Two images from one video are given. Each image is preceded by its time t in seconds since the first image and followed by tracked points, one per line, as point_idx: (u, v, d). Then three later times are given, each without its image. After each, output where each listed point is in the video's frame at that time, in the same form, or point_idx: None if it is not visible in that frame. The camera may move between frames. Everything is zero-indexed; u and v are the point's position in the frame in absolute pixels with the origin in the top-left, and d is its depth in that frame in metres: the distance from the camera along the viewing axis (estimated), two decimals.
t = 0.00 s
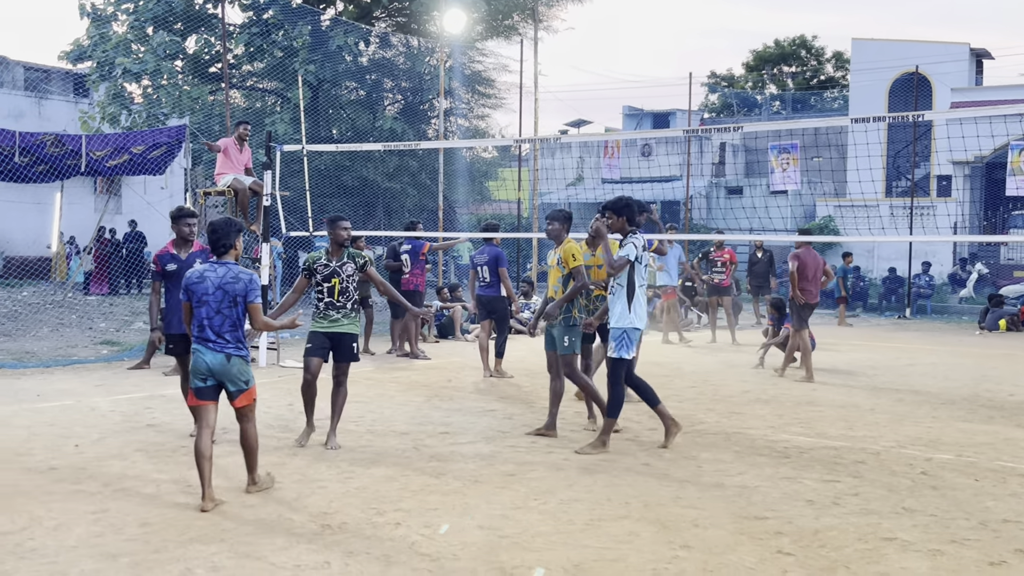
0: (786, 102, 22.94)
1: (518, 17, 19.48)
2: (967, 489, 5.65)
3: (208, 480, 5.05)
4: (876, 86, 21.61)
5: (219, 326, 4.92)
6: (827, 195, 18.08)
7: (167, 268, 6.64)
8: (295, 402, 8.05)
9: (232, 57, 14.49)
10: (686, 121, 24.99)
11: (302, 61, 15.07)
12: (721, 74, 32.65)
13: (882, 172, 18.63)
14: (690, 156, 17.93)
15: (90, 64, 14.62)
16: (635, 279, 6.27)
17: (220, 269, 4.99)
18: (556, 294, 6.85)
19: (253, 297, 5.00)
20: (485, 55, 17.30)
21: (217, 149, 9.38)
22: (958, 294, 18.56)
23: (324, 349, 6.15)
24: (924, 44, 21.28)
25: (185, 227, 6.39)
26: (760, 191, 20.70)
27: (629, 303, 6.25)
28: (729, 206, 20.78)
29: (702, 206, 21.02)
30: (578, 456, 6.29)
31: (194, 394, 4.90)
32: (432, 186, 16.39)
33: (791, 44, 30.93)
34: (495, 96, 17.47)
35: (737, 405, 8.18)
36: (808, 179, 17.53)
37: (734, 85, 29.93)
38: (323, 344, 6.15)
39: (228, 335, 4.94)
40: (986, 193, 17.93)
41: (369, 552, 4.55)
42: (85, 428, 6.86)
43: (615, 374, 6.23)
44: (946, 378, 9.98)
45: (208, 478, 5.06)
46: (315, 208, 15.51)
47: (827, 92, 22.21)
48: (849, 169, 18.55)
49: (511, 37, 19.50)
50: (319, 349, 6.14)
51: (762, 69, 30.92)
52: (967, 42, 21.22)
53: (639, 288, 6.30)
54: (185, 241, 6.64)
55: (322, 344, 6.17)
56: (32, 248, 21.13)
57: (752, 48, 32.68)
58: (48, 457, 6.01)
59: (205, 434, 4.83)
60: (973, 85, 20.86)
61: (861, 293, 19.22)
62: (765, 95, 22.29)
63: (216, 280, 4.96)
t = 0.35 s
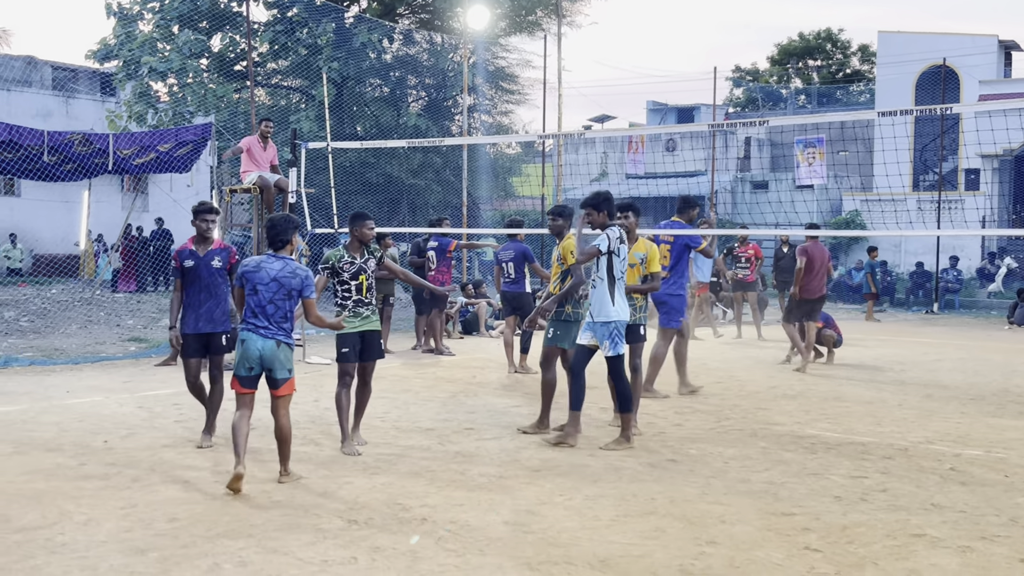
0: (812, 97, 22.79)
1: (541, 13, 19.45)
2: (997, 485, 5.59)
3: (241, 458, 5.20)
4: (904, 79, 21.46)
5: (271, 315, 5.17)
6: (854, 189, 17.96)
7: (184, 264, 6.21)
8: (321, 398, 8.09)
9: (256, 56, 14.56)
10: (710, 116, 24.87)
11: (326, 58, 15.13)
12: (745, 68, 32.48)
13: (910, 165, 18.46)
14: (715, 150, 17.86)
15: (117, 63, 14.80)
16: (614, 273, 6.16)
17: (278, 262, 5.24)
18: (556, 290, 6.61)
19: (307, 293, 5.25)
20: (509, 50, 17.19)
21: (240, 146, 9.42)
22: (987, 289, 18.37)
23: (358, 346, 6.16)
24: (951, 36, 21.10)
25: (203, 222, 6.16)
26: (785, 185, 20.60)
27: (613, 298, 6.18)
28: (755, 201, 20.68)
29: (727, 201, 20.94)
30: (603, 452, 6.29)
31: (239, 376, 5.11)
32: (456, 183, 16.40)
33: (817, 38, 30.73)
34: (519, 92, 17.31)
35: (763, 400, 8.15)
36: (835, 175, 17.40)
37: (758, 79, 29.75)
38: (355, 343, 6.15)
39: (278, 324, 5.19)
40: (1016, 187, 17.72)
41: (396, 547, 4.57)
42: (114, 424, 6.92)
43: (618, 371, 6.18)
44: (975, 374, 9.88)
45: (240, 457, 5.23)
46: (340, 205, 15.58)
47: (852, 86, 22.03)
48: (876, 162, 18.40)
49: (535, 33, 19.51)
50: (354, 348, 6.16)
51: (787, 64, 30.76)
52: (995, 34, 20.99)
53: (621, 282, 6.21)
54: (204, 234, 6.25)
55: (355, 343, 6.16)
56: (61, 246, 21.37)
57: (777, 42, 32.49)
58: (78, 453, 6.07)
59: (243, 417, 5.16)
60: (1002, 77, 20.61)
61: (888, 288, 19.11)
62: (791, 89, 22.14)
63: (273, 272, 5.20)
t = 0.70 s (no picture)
0: (834, 91, 22.66)
1: (562, 9, 19.51)
2: None
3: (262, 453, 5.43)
4: (926, 74, 21.52)
5: (296, 308, 5.21)
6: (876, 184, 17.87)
7: (193, 266, 5.74)
8: (343, 394, 8.12)
9: (278, 53, 14.77)
10: (731, 111, 24.82)
11: (347, 55, 15.25)
12: (766, 63, 32.34)
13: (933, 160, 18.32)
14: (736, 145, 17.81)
15: (139, 62, 14.98)
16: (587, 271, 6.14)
17: (303, 256, 5.29)
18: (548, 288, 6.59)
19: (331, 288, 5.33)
20: (530, 46, 17.28)
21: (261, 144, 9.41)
22: (1012, 284, 18.22)
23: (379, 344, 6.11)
24: (975, 30, 20.95)
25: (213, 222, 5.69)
26: (808, 180, 20.57)
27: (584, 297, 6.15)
28: (777, 196, 20.60)
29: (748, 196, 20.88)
30: (625, 448, 6.27)
31: (260, 367, 5.12)
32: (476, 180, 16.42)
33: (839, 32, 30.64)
34: (539, 88, 17.39)
35: (786, 397, 8.12)
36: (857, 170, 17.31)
37: (778, 74, 29.60)
38: (376, 342, 6.10)
39: (301, 317, 5.24)
40: None
41: (418, 544, 4.56)
42: (139, 419, 6.96)
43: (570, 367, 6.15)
44: (1000, 369, 9.79)
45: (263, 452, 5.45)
46: (362, 202, 15.69)
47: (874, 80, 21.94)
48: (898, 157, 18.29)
49: (555, 29, 19.56)
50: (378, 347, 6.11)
51: (809, 58, 30.68)
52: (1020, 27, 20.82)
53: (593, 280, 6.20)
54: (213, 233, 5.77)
55: (377, 342, 6.12)
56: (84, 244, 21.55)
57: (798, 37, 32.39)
58: (102, 449, 6.11)
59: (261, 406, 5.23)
60: None
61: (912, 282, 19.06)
62: (812, 84, 22.07)
63: (299, 266, 5.24)
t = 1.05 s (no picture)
0: (857, 87, 22.51)
1: (582, 5, 19.52)
2: None
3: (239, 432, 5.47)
4: (950, 68, 21.28)
5: (293, 308, 5.25)
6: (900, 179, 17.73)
7: (202, 263, 5.72)
8: (365, 392, 8.15)
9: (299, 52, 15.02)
10: (753, 107, 24.74)
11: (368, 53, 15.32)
12: (787, 60, 32.13)
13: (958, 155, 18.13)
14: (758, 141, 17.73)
15: (161, 61, 15.11)
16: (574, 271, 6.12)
17: (285, 256, 5.28)
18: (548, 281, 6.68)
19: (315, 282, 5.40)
20: (550, 44, 17.25)
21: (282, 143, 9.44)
22: None
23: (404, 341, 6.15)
24: (999, 24, 20.76)
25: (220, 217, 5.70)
26: (830, 176, 20.49)
27: (568, 295, 6.12)
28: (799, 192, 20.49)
29: (770, 192, 20.79)
30: (646, 446, 6.26)
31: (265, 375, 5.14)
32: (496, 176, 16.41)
33: (861, 27, 30.46)
34: (559, 86, 17.22)
35: (809, 394, 8.08)
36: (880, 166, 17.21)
37: (799, 69, 29.42)
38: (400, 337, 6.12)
39: (298, 316, 5.30)
40: None
41: (440, 541, 4.57)
42: (162, 416, 7.01)
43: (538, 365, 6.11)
44: None
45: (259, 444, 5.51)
46: (383, 199, 15.74)
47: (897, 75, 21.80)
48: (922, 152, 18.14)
49: (575, 25, 19.58)
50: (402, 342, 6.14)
51: (831, 54, 30.54)
52: None
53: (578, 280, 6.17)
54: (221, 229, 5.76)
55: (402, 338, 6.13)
56: (108, 242, 21.76)
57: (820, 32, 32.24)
58: (126, 446, 6.16)
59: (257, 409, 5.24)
60: None
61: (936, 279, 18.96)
62: (834, 80, 21.99)
63: (285, 267, 5.25)
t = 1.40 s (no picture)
0: (878, 83, 22.39)
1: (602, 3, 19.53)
2: None
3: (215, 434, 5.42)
4: (973, 64, 21.13)
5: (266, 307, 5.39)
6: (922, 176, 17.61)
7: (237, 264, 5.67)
8: (385, 390, 8.17)
9: (320, 52, 15.14)
10: (773, 104, 24.64)
11: (387, 51, 15.39)
12: (808, 57, 31.99)
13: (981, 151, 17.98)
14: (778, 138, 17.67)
15: (183, 61, 15.21)
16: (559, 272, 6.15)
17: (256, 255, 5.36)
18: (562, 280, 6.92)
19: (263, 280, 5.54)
20: (569, 42, 17.28)
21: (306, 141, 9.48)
22: None
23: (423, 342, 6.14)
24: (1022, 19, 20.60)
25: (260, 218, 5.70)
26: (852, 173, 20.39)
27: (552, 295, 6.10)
28: (820, 189, 20.41)
29: (791, 189, 20.73)
30: (667, 445, 6.25)
31: (261, 374, 5.23)
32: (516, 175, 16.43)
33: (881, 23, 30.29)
34: (578, 83, 17.39)
35: (830, 392, 8.05)
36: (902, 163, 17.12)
37: (820, 66, 29.28)
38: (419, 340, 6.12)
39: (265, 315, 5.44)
40: None
41: (461, 539, 4.58)
42: (185, 415, 7.05)
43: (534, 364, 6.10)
44: None
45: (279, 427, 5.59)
46: (403, 197, 15.75)
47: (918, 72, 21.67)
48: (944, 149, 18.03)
49: (595, 23, 19.62)
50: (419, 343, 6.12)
51: (852, 50, 30.39)
52: None
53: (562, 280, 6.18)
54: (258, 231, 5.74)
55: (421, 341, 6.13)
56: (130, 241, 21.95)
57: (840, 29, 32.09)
58: (149, 444, 6.20)
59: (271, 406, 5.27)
60: None
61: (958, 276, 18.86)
62: (855, 76, 21.90)
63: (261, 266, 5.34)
